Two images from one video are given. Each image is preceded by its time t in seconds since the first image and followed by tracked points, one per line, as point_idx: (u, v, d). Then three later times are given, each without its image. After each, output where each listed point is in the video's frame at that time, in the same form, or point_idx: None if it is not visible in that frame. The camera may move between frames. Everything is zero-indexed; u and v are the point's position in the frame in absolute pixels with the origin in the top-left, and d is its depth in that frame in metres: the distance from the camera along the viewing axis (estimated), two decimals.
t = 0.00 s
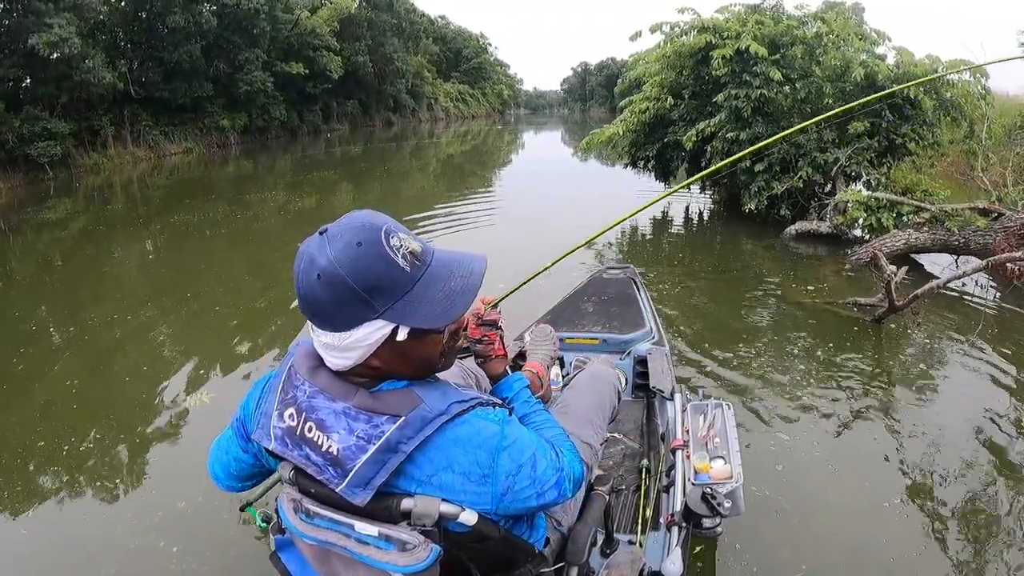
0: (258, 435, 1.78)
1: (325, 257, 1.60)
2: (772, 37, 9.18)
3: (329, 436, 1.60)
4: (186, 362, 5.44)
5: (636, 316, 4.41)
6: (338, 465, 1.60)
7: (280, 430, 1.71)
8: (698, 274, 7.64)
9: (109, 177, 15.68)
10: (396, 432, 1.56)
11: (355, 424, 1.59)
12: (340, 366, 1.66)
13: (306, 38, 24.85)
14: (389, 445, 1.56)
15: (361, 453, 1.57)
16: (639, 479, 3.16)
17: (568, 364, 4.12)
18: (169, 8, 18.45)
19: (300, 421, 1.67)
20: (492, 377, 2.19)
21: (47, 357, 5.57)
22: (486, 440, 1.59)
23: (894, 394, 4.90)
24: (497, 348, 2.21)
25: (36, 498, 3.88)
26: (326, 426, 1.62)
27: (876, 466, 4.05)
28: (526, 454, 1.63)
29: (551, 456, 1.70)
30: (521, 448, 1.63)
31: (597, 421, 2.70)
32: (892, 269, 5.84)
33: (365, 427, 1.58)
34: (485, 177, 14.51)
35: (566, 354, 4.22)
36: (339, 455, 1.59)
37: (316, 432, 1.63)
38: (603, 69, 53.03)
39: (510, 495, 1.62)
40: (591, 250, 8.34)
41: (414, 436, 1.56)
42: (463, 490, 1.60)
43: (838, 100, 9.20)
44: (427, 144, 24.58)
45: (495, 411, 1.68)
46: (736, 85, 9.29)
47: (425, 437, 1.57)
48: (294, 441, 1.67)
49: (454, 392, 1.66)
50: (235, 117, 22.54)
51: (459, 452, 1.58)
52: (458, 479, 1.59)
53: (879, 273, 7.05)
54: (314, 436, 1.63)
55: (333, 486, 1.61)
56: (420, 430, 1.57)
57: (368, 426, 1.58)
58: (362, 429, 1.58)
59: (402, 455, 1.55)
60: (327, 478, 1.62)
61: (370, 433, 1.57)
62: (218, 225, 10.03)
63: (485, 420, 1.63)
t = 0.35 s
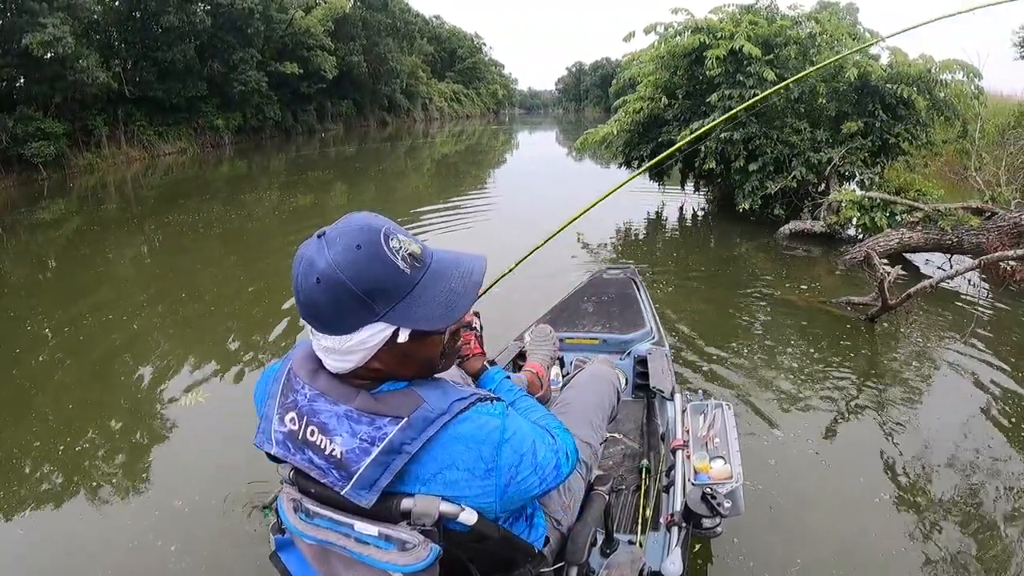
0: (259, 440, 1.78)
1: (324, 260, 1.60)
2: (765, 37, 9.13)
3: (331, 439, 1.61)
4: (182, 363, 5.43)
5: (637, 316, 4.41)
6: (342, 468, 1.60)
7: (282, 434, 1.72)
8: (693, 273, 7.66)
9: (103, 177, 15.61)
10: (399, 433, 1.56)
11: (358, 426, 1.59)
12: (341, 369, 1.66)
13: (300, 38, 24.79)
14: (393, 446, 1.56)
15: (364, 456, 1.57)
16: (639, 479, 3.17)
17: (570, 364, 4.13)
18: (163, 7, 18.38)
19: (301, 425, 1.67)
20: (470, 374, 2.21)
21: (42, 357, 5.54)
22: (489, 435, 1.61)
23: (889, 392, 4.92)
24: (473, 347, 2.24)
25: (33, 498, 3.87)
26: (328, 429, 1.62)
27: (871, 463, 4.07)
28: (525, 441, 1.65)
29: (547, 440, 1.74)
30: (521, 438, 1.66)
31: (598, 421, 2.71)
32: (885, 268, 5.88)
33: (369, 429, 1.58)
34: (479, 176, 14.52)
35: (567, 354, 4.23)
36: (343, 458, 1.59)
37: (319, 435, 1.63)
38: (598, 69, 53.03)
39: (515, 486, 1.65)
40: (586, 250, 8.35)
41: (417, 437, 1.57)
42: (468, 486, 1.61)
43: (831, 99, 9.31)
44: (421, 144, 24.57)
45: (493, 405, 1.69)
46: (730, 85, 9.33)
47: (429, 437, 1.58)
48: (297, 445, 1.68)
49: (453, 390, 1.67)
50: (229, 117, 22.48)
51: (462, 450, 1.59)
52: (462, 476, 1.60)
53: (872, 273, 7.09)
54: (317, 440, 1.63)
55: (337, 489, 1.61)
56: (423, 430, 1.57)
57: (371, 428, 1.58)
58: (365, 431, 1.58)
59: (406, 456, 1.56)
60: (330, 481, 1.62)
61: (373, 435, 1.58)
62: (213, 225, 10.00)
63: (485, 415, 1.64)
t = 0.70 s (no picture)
0: (262, 436, 1.79)
1: (326, 259, 1.60)
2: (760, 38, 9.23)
3: (335, 437, 1.61)
4: (176, 361, 5.41)
5: (638, 316, 4.42)
6: (345, 466, 1.60)
7: (285, 431, 1.73)
8: (688, 273, 7.67)
9: (96, 174, 15.51)
10: (403, 431, 1.57)
11: (362, 424, 1.60)
12: (343, 368, 1.66)
13: (294, 36, 24.67)
14: (396, 444, 1.56)
15: (368, 454, 1.58)
16: (639, 479, 3.18)
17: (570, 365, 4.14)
18: (157, 4, 18.25)
19: (305, 423, 1.68)
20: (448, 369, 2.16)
21: (36, 355, 5.51)
22: (491, 431, 1.62)
23: (883, 391, 4.95)
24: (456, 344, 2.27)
25: (28, 497, 3.85)
26: (332, 427, 1.63)
27: (864, 460, 4.10)
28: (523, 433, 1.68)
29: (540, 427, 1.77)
30: (521, 432, 1.67)
31: (599, 423, 2.71)
32: (879, 268, 5.90)
33: (372, 428, 1.59)
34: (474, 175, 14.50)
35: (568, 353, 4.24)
36: (347, 456, 1.60)
37: (322, 433, 1.64)
38: (592, 67, 53.01)
39: (517, 479, 1.67)
40: (581, 249, 8.35)
41: (421, 435, 1.57)
42: (471, 483, 1.61)
43: (825, 99, 9.39)
44: (415, 142, 24.51)
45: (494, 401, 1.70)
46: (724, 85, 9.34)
47: (432, 435, 1.58)
48: (300, 442, 1.69)
49: (455, 388, 1.67)
50: (223, 114, 22.38)
51: (466, 446, 1.60)
52: (466, 473, 1.61)
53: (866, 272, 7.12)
54: (321, 438, 1.64)
55: (341, 487, 1.62)
56: (427, 428, 1.57)
57: (374, 427, 1.58)
58: (369, 430, 1.59)
59: (409, 454, 1.56)
60: (333, 479, 1.62)
61: (377, 433, 1.58)
62: (207, 223, 9.96)
63: (487, 411, 1.65)
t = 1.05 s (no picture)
0: (258, 437, 1.78)
1: (323, 257, 1.59)
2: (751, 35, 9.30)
3: (331, 436, 1.61)
4: (174, 371, 5.41)
5: (637, 315, 4.42)
6: (342, 465, 1.60)
7: (281, 432, 1.72)
8: (684, 272, 7.68)
9: (92, 187, 15.51)
10: (400, 429, 1.57)
11: (358, 423, 1.60)
12: (339, 366, 1.66)
13: (287, 45, 24.69)
14: (393, 442, 1.57)
15: (365, 453, 1.58)
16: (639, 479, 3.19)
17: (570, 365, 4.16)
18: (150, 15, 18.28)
19: (301, 423, 1.67)
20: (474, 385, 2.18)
21: (34, 368, 5.51)
22: (486, 431, 1.61)
23: (880, 385, 4.96)
24: (465, 362, 2.33)
25: (29, 510, 3.83)
26: (328, 426, 1.62)
27: (862, 452, 4.12)
28: (523, 435, 1.65)
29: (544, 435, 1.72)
30: (520, 433, 1.65)
31: (597, 423, 2.69)
32: (872, 263, 5.94)
33: (369, 426, 1.59)
34: (470, 180, 14.52)
35: (568, 354, 4.24)
36: (343, 455, 1.60)
37: (319, 432, 1.63)
38: (585, 70, 53.11)
39: (517, 482, 1.64)
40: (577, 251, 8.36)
41: (417, 432, 1.57)
42: (468, 481, 1.61)
43: (817, 96, 9.53)
44: (410, 148, 24.52)
45: (494, 403, 1.69)
46: (716, 84, 9.36)
47: (428, 433, 1.58)
48: (296, 442, 1.68)
49: (453, 388, 1.68)
50: (218, 124, 22.40)
51: (462, 446, 1.60)
52: (463, 473, 1.61)
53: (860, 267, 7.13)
54: (317, 437, 1.64)
55: (337, 486, 1.62)
56: (423, 427, 1.58)
57: (371, 425, 1.59)
58: (365, 428, 1.59)
59: (406, 452, 1.56)
60: (330, 478, 1.62)
61: (373, 432, 1.58)
62: (203, 233, 9.96)
63: (482, 411, 1.64)
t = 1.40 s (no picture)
0: (262, 433, 1.79)
1: (346, 250, 1.59)
2: (744, 34, 9.36)
3: (334, 435, 1.61)
4: (170, 372, 5.40)
5: (637, 315, 4.42)
6: (343, 464, 1.60)
7: (285, 428, 1.72)
8: (680, 271, 7.69)
9: (87, 188, 15.46)
10: (402, 432, 1.56)
11: (361, 423, 1.59)
12: (348, 362, 1.65)
13: (282, 46, 24.64)
14: (394, 445, 1.56)
15: (366, 453, 1.57)
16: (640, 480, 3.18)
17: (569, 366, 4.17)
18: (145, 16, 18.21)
19: (305, 420, 1.67)
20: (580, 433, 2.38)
21: (29, 369, 5.49)
22: (486, 450, 1.58)
23: (876, 384, 4.97)
24: (587, 408, 2.50)
25: (25, 512, 3.82)
26: (332, 425, 1.62)
27: (857, 450, 4.13)
28: (531, 482, 1.60)
29: (566, 517, 1.67)
30: (524, 468, 1.59)
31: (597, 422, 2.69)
32: (866, 262, 5.94)
33: (371, 427, 1.58)
34: (465, 180, 14.51)
35: (568, 354, 4.24)
36: (345, 454, 1.59)
37: (322, 431, 1.63)
38: (580, 70, 53.15)
39: (501, 513, 1.59)
40: (573, 251, 8.37)
41: (419, 436, 1.56)
42: (460, 493, 1.59)
43: (811, 95, 9.53)
44: (405, 149, 24.48)
45: (503, 421, 1.65)
46: (710, 83, 9.38)
47: (430, 438, 1.57)
48: (299, 439, 1.68)
49: (460, 393, 1.65)
50: (212, 126, 22.34)
51: (458, 457, 1.58)
52: (455, 483, 1.59)
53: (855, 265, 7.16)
54: (320, 435, 1.63)
55: (338, 486, 1.61)
56: (425, 432, 1.56)
57: (374, 426, 1.58)
58: (368, 428, 1.58)
59: (407, 455, 1.55)
60: (331, 477, 1.62)
61: (376, 433, 1.57)
62: (198, 234, 9.93)
63: (487, 428, 1.61)
